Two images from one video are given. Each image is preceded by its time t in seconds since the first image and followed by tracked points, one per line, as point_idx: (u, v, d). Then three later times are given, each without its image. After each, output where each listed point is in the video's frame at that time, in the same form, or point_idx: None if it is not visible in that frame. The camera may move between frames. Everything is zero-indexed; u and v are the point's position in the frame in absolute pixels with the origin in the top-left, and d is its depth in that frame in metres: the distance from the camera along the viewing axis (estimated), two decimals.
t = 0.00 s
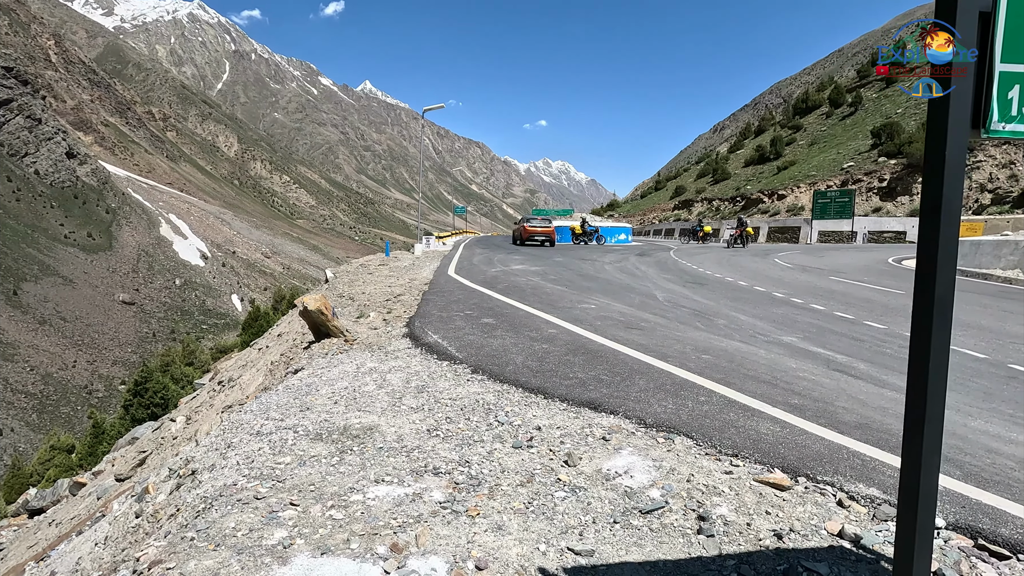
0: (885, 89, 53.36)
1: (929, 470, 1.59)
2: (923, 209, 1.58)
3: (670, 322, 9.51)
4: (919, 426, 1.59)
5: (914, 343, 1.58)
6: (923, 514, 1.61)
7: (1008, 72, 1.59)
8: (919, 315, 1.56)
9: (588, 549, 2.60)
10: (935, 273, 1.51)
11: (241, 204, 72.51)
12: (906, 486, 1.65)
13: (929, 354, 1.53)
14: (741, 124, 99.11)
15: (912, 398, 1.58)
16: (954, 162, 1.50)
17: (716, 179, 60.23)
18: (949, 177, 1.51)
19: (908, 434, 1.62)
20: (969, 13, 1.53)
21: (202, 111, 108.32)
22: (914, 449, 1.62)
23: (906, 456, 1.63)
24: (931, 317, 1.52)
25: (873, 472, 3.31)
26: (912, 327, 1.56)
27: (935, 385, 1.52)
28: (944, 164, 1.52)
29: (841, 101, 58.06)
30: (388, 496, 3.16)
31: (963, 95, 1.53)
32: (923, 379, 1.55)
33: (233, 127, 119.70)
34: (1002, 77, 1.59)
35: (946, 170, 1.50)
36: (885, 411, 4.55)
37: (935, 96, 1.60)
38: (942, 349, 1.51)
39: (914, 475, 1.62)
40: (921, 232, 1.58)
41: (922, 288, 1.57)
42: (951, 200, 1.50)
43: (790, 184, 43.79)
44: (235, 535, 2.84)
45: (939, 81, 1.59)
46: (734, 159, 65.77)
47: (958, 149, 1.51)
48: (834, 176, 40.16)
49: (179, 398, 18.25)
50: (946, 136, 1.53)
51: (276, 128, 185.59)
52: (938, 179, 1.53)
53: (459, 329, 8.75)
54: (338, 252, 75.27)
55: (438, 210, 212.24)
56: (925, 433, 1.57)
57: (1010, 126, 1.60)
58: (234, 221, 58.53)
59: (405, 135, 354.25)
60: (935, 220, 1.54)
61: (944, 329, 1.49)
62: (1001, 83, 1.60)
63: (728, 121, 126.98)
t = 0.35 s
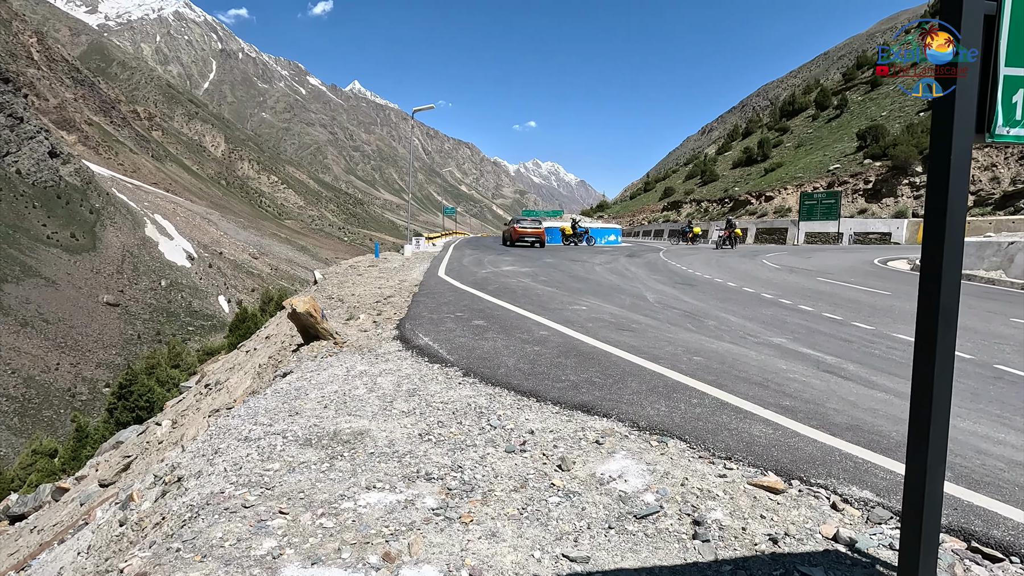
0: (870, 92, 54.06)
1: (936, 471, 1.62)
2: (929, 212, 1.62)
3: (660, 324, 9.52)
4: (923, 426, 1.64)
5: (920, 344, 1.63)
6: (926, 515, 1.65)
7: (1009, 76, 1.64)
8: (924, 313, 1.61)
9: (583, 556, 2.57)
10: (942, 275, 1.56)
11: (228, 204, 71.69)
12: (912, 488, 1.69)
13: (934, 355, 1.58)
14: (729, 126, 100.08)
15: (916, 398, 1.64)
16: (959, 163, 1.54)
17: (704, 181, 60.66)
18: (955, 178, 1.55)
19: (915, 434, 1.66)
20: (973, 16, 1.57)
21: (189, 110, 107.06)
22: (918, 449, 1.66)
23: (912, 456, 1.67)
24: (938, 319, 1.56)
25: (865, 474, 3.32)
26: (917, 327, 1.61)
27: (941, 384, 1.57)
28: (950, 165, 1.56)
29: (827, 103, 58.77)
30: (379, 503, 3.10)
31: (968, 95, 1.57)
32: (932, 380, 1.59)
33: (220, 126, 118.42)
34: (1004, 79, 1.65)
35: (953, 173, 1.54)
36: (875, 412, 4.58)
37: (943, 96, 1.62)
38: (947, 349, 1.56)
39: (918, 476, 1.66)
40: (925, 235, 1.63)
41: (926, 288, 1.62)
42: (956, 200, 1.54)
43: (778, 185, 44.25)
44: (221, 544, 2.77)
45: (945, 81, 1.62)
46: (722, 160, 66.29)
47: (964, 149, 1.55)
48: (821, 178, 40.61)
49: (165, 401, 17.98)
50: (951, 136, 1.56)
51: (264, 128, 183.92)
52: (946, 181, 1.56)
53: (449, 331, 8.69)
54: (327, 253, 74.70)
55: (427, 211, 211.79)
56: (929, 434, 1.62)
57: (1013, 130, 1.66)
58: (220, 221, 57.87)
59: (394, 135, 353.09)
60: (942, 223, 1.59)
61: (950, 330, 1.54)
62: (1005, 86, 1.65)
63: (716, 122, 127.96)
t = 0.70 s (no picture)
0: (856, 95, 54.68)
1: (957, 484, 1.62)
2: (949, 217, 1.62)
3: (653, 325, 9.54)
4: (945, 436, 1.63)
5: (941, 353, 1.63)
6: (950, 525, 1.64)
7: None
8: (948, 323, 1.61)
9: (584, 563, 2.55)
10: (965, 283, 1.55)
11: (215, 204, 70.92)
12: (931, 498, 1.68)
13: (956, 364, 1.57)
14: (717, 128, 100.94)
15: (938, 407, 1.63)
16: (983, 165, 1.52)
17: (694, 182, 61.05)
18: (979, 179, 1.53)
19: (935, 442, 1.66)
20: (998, 12, 1.53)
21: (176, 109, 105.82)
22: (940, 460, 1.65)
23: (933, 467, 1.66)
24: (961, 329, 1.56)
25: (864, 476, 3.32)
26: (940, 337, 1.60)
27: (963, 395, 1.57)
28: (974, 166, 1.55)
29: (814, 105, 59.42)
30: (377, 510, 3.05)
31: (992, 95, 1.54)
32: (955, 391, 1.59)
33: (207, 126, 117.19)
34: None
35: (977, 175, 1.53)
36: (870, 414, 4.60)
37: (962, 96, 1.60)
38: (970, 360, 1.56)
39: (938, 487, 1.65)
40: (945, 243, 1.62)
41: (949, 296, 1.61)
42: (980, 202, 1.53)
43: (766, 187, 44.63)
44: (215, 556, 2.71)
45: (961, 81, 1.60)
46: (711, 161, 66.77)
47: (986, 151, 1.53)
48: (809, 179, 41.01)
49: (151, 404, 17.69)
50: (974, 140, 1.55)
51: (252, 128, 182.35)
52: (970, 182, 1.55)
53: (442, 333, 8.63)
54: (315, 254, 74.16)
55: (417, 212, 211.27)
56: (950, 444, 1.61)
57: None
58: (208, 221, 57.22)
59: (384, 136, 351.76)
60: (966, 229, 1.57)
61: (974, 340, 1.53)
62: None
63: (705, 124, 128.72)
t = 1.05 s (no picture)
0: (843, 98, 55.33)
1: (962, 486, 1.63)
2: (954, 218, 1.63)
3: (645, 326, 9.57)
4: (949, 435, 1.64)
5: (947, 353, 1.64)
6: (954, 525, 1.65)
7: None
8: (951, 322, 1.63)
9: (581, 565, 2.54)
10: (970, 283, 1.56)
11: (203, 205, 70.13)
12: (936, 498, 1.69)
13: (962, 365, 1.59)
14: (706, 130, 101.85)
15: (941, 409, 1.65)
16: (988, 162, 1.54)
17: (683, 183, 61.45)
18: (983, 177, 1.55)
19: (940, 442, 1.67)
20: (1005, 10, 1.54)
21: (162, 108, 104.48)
22: (942, 461, 1.67)
23: (936, 467, 1.68)
24: (966, 330, 1.57)
25: (856, 476, 3.35)
26: (945, 335, 1.62)
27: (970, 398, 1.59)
28: (980, 164, 1.56)
29: (802, 108, 60.05)
30: (371, 514, 3.02)
31: (998, 91, 1.55)
32: (959, 392, 1.61)
33: (195, 126, 115.96)
34: None
35: (982, 171, 1.54)
36: (861, 414, 4.65)
37: (966, 94, 1.61)
38: (974, 361, 1.57)
39: (942, 488, 1.66)
40: (951, 242, 1.63)
41: (953, 297, 1.63)
42: (986, 202, 1.54)
43: (754, 188, 45.01)
44: (205, 562, 2.67)
45: (967, 78, 1.61)
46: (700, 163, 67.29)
47: (990, 150, 1.55)
48: (797, 181, 41.45)
49: (137, 406, 17.44)
50: (980, 138, 1.56)
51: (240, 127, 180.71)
52: (975, 179, 1.56)
53: (434, 334, 8.58)
54: (304, 255, 73.61)
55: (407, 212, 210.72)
56: (956, 444, 1.62)
57: None
58: (195, 222, 56.55)
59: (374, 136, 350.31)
60: (969, 231, 1.59)
61: (977, 340, 1.55)
62: None
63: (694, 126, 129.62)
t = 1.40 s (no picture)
0: (830, 100, 55.92)
1: (953, 483, 1.65)
2: (944, 217, 1.67)
3: (636, 326, 9.61)
4: (942, 432, 1.67)
5: (939, 348, 1.67)
6: (945, 520, 1.68)
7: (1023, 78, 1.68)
8: (943, 319, 1.65)
9: (576, 564, 2.54)
10: (962, 281, 1.59)
11: (190, 205, 69.37)
12: (930, 495, 1.71)
13: (955, 362, 1.61)
14: (695, 131, 102.48)
15: (933, 406, 1.67)
16: (980, 160, 1.57)
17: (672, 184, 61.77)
18: (976, 174, 1.58)
19: (931, 438, 1.70)
20: (993, 14, 1.57)
21: (148, 107, 103.27)
22: (934, 458, 1.70)
23: (928, 464, 1.70)
24: (958, 328, 1.60)
25: (846, 473, 3.39)
26: (935, 333, 1.64)
27: (961, 395, 1.61)
28: (973, 160, 1.58)
29: (790, 110, 60.62)
30: (365, 515, 3.01)
31: (988, 93, 1.58)
32: (949, 391, 1.63)
33: (182, 125, 114.67)
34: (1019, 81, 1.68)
35: (972, 169, 1.57)
36: (850, 412, 4.69)
37: (959, 96, 1.64)
38: (964, 358, 1.60)
39: (938, 487, 1.68)
40: (943, 242, 1.65)
41: (945, 294, 1.66)
42: (977, 200, 1.57)
43: (743, 189, 45.37)
44: (195, 566, 2.64)
45: (960, 78, 1.64)
46: (690, 164, 67.68)
47: (982, 149, 1.57)
48: (785, 182, 41.84)
49: (124, 409, 17.21)
50: (972, 136, 1.59)
51: (228, 127, 179.02)
52: (966, 175, 1.60)
53: (425, 335, 8.55)
54: (294, 255, 73.08)
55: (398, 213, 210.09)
56: (946, 440, 1.65)
57: None
58: (182, 222, 55.94)
59: (364, 136, 348.79)
60: (962, 230, 1.61)
61: (970, 339, 1.57)
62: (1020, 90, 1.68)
63: (684, 128, 130.39)
